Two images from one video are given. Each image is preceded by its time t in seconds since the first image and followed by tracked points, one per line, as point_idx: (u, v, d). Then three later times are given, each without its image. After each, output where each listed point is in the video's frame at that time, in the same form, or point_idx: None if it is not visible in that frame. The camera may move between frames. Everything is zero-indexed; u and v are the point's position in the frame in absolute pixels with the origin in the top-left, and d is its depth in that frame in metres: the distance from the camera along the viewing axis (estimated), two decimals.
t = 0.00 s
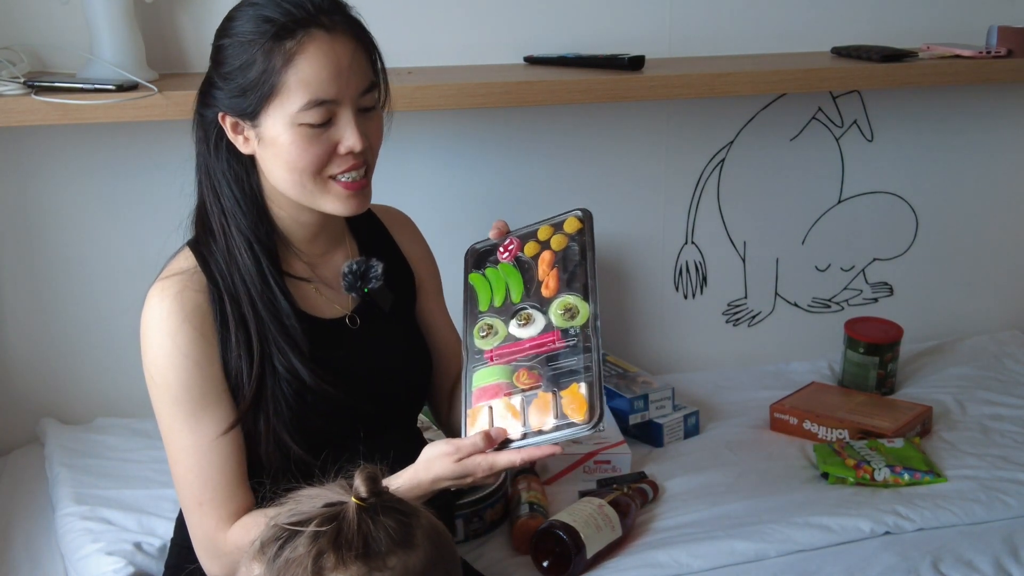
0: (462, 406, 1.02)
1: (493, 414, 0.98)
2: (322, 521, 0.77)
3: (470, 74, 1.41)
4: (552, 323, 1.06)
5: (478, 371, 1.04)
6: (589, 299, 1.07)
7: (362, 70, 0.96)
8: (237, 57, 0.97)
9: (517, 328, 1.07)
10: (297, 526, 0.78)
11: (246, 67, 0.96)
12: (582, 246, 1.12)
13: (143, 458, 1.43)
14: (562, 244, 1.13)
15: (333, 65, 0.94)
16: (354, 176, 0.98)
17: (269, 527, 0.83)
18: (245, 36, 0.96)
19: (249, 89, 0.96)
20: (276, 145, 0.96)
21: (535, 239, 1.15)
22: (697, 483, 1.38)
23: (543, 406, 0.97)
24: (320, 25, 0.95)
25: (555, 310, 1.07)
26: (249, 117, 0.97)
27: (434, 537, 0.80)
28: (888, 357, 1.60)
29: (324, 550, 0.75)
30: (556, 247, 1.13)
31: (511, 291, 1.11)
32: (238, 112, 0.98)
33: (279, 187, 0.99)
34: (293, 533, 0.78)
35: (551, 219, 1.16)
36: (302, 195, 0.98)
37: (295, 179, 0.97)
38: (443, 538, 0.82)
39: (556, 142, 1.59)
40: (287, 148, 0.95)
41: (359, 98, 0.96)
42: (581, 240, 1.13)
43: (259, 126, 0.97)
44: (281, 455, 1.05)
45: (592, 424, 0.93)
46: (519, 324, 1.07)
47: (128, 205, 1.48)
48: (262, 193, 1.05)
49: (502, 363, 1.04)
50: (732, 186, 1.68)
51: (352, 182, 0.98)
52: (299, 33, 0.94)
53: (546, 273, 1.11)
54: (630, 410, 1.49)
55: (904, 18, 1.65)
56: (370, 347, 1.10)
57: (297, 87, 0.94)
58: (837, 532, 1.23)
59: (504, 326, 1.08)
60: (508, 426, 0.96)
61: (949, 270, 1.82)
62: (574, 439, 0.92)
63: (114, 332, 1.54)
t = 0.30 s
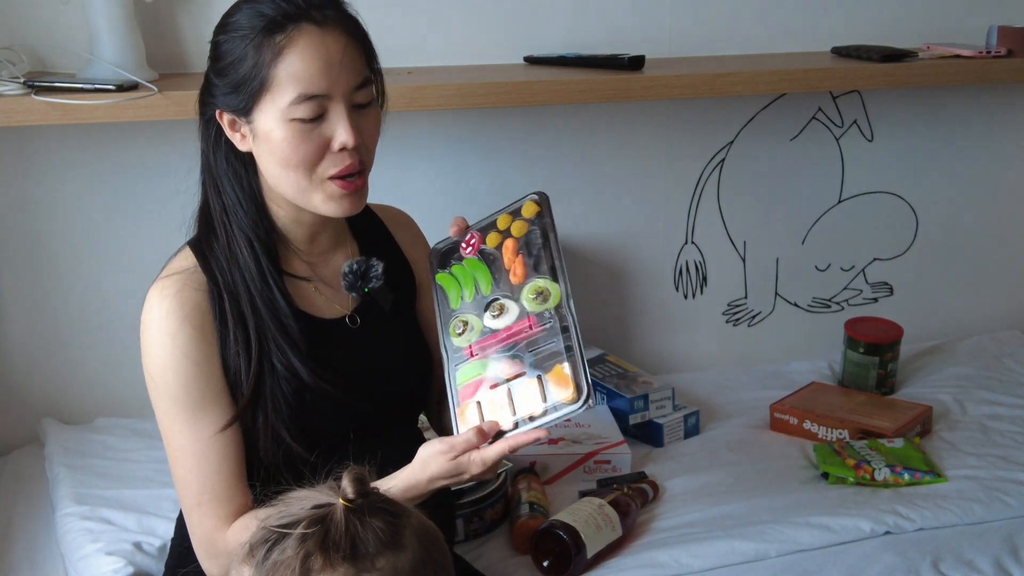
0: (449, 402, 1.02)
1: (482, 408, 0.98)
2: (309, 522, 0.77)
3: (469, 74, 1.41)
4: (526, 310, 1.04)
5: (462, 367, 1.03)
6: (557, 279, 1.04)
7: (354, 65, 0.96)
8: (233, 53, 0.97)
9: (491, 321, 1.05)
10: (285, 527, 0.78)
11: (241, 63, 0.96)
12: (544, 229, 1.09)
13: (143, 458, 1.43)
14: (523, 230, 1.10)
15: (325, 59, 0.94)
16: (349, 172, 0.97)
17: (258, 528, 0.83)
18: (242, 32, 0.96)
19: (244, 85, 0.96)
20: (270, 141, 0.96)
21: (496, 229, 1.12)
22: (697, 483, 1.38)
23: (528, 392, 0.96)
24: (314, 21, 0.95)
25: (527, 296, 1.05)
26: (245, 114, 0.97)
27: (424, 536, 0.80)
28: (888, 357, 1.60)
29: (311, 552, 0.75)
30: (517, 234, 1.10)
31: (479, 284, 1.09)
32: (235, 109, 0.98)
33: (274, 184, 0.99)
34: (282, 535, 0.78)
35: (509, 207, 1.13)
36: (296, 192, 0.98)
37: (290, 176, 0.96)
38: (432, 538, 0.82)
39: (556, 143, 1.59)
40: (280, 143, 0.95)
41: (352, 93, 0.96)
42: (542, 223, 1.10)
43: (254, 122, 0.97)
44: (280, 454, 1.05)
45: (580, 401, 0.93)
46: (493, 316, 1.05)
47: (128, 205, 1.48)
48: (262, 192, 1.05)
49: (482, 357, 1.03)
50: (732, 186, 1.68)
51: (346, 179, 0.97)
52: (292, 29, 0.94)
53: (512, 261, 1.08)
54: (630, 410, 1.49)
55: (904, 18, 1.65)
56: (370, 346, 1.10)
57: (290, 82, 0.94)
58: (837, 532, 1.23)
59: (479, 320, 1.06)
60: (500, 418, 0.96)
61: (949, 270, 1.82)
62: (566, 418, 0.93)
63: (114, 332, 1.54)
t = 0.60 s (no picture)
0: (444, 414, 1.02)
1: (477, 423, 0.98)
2: (304, 529, 0.77)
3: (469, 74, 1.41)
4: (526, 326, 1.05)
5: (457, 380, 1.03)
6: (559, 297, 1.05)
7: (357, 76, 0.95)
8: (237, 59, 0.97)
9: (490, 335, 1.05)
10: (280, 534, 0.78)
11: (244, 69, 0.96)
12: (547, 245, 1.09)
13: (143, 458, 1.43)
14: (526, 244, 1.10)
15: (326, 70, 0.94)
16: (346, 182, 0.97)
17: (254, 535, 0.82)
18: (245, 39, 0.96)
19: (246, 91, 0.96)
20: (269, 148, 0.96)
21: (498, 241, 1.12)
22: (697, 483, 1.38)
23: (524, 410, 0.97)
24: (317, 31, 0.95)
25: (527, 311, 1.05)
26: (245, 120, 0.97)
27: (421, 540, 0.79)
28: (888, 357, 1.60)
29: (306, 558, 0.74)
30: (519, 248, 1.10)
31: (479, 296, 1.10)
32: (235, 115, 0.98)
33: (273, 191, 0.99)
34: (277, 541, 0.78)
35: (512, 219, 1.12)
36: (294, 199, 0.98)
37: (287, 183, 0.96)
38: (430, 541, 0.81)
39: (556, 142, 1.59)
40: (279, 151, 0.95)
41: (354, 104, 0.96)
42: (545, 239, 1.10)
43: (253, 128, 0.97)
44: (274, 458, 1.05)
45: (576, 422, 0.93)
46: (492, 328, 1.05)
47: (128, 205, 1.48)
48: (260, 196, 1.05)
49: (480, 370, 1.03)
50: (732, 186, 1.68)
51: (343, 188, 0.97)
52: (295, 38, 0.94)
53: (513, 276, 1.09)
54: (630, 409, 1.49)
55: (904, 18, 1.65)
56: (366, 351, 1.10)
57: (291, 91, 0.94)
58: (837, 532, 1.23)
59: (477, 333, 1.07)
60: (495, 433, 0.96)
61: (949, 270, 1.82)
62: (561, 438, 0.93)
63: (114, 332, 1.54)
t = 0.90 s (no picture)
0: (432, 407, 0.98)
1: (463, 408, 0.94)
2: (298, 536, 0.74)
3: (469, 74, 1.41)
4: (505, 308, 0.97)
5: (441, 367, 0.98)
6: (537, 276, 0.96)
7: (349, 63, 0.96)
8: (231, 55, 0.97)
9: (471, 321, 0.99)
10: (275, 541, 0.76)
11: (236, 63, 0.97)
12: (524, 228, 1.00)
13: (143, 458, 1.43)
14: (502, 230, 1.00)
15: (318, 58, 0.94)
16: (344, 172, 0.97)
17: (249, 542, 0.80)
18: (237, 34, 0.97)
19: (239, 84, 0.97)
20: (266, 140, 0.96)
21: (475, 229, 1.03)
22: (697, 483, 1.38)
23: (507, 389, 0.92)
24: (308, 20, 0.96)
25: (506, 294, 0.97)
26: (240, 114, 0.98)
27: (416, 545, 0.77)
28: (888, 356, 1.60)
29: (300, 567, 0.72)
30: (496, 233, 1.01)
31: (459, 284, 1.01)
32: (231, 110, 0.98)
33: (272, 185, 0.99)
34: (271, 549, 0.75)
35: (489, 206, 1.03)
36: (292, 191, 0.97)
37: (285, 175, 0.96)
38: (426, 544, 0.79)
39: (555, 142, 1.59)
40: (275, 142, 0.95)
41: (347, 92, 0.96)
42: (522, 222, 1.00)
43: (249, 122, 0.97)
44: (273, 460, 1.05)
45: (558, 392, 0.89)
46: (472, 314, 0.99)
47: (127, 204, 1.48)
48: (262, 196, 1.05)
49: (462, 357, 0.97)
50: (732, 186, 1.68)
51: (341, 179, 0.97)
52: (285, 27, 0.95)
53: (490, 260, 1.00)
54: (630, 409, 1.49)
55: (904, 18, 1.65)
56: (367, 353, 1.10)
57: (284, 81, 0.94)
58: (837, 532, 1.23)
59: (460, 321, 1.00)
60: (480, 416, 0.92)
61: (949, 270, 1.83)
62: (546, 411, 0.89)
63: (113, 332, 1.54)
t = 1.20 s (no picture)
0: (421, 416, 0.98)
1: (453, 418, 0.94)
2: (289, 540, 0.74)
3: (469, 74, 1.41)
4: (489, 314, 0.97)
5: (429, 376, 0.98)
6: (518, 279, 0.97)
7: (355, 60, 0.96)
8: (240, 48, 0.97)
9: (456, 328, 0.99)
10: (265, 547, 0.74)
11: (244, 57, 0.97)
12: (502, 231, 0.98)
13: (142, 458, 1.43)
14: (482, 234, 0.99)
15: (325, 53, 0.94)
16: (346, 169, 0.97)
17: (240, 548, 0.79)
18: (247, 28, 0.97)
19: (246, 78, 0.97)
20: (269, 135, 0.96)
21: (455, 233, 1.01)
22: (697, 483, 1.38)
23: (495, 397, 0.92)
24: (317, 16, 0.96)
25: (488, 300, 0.97)
26: (246, 109, 0.98)
27: (408, 549, 0.77)
28: (888, 356, 1.60)
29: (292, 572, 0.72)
30: (477, 238, 0.99)
31: (443, 291, 1.01)
32: (237, 105, 0.98)
33: (273, 181, 0.99)
34: (262, 555, 0.74)
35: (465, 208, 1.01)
36: (292, 187, 0.97)
37: (286, 170, 0.96)
38: (417, 546, 0.79)
39: (556, 142, 1.59)
40: (278, 136, 0.95)
41: (352, 89, 0.96)
42: (501, 225, 0.99)
43: (254, 116, 0.97)
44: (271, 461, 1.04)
45: (546, 401, 0.88)
46: (458, 323, 0.99)
47: (127, 205, 1.48)
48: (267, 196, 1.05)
49: (450, 365, 0.97)
50: (732, 186, 1.68)
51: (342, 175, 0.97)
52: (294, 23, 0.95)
53: (473, 266, 0.99)
54: (630, 409, 1.49)
55: (904, 18, 1.65)
56: (367, 356, 1.10)
57: (289, 75, 0.94)
58: (837, 532, 1.23)
59: (445, 328, 1.00)
60: (470, 426, 0.92)
61: (949, 270, 1.83)
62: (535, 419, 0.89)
63: (114, 332, 1.53)
